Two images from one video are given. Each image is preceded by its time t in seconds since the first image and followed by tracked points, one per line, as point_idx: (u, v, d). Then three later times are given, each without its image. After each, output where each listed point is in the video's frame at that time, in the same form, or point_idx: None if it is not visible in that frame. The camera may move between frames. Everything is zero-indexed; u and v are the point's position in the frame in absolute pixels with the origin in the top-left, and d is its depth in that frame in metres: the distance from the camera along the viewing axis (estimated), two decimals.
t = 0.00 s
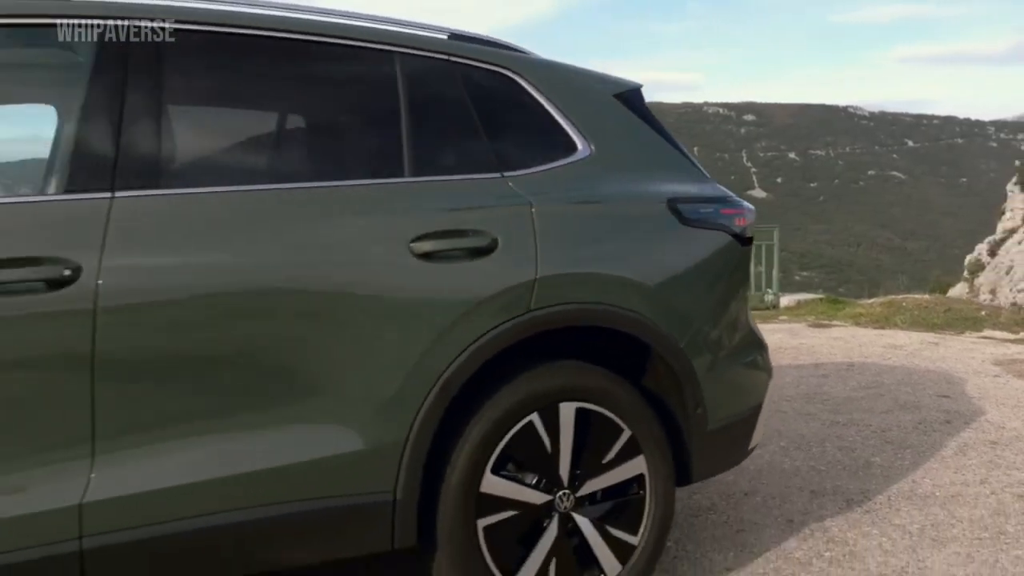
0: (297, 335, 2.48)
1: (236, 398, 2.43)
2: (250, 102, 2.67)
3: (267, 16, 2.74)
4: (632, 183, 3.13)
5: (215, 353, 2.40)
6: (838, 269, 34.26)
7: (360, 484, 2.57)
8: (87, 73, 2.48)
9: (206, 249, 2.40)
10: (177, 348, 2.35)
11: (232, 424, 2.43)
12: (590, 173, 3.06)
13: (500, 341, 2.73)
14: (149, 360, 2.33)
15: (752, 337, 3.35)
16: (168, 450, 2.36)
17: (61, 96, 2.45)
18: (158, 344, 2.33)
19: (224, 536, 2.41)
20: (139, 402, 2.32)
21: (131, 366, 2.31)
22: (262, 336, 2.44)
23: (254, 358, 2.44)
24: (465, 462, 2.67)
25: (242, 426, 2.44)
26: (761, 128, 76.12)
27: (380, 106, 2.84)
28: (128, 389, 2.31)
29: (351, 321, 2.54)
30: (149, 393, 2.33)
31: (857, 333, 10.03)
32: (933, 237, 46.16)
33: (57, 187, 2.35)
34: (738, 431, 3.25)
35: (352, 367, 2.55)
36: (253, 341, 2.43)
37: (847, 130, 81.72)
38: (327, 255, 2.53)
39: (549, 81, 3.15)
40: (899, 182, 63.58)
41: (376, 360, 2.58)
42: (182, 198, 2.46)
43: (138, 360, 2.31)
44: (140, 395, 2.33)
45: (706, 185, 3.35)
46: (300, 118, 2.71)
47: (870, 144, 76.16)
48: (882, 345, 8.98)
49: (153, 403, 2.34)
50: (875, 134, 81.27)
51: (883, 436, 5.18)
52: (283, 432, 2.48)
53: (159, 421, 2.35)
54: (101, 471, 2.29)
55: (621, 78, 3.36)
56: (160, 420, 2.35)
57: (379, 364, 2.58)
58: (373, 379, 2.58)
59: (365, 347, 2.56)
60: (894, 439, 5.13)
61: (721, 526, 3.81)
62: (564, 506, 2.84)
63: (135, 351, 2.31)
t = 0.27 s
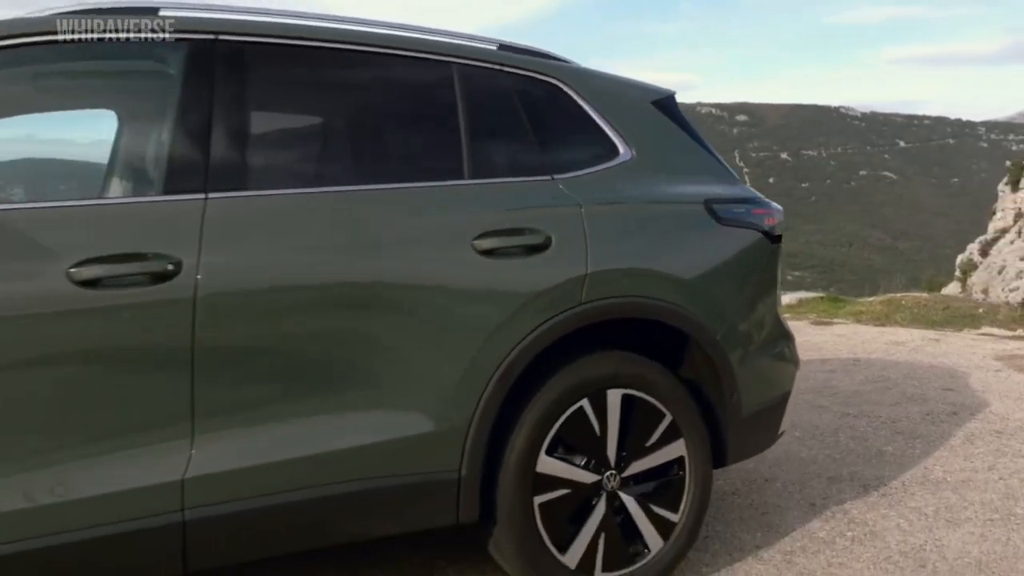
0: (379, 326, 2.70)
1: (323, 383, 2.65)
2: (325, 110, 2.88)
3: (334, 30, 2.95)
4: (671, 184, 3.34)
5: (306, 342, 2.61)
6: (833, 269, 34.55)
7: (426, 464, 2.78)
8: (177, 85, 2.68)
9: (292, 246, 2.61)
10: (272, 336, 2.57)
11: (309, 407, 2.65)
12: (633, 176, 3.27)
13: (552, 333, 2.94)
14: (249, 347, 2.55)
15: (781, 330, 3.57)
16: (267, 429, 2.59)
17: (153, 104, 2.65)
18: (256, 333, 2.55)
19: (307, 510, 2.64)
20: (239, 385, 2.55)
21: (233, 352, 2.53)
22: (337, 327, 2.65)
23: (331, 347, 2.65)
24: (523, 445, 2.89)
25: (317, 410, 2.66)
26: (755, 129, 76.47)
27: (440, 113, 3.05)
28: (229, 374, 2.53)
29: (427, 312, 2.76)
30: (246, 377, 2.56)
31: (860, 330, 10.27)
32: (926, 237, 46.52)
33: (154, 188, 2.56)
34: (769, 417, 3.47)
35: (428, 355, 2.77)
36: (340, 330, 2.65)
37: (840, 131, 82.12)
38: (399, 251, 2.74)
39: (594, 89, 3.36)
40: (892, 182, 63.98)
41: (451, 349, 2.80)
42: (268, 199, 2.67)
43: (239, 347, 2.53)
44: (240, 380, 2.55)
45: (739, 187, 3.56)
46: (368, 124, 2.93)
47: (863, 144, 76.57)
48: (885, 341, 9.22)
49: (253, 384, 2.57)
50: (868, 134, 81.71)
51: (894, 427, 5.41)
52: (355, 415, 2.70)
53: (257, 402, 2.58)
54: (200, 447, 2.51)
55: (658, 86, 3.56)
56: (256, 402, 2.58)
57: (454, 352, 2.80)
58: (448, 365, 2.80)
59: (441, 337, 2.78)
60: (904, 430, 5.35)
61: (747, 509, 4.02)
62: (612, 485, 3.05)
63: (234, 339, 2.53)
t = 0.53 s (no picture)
0: (408, 322, 2.87)
1: (359, 376, 2.83)
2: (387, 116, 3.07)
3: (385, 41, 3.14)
4: (705, 186, 3.55)
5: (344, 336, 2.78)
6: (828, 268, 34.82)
7: (485, 446, 3.00)
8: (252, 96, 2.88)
9: (364, 244, 2.83)
10: (302, 331, 2.72)
11: (370, 395, 2.85)
12: (669, 177, 3.48)
13: (598, 324, 3.15)
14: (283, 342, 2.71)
15: (806, 323, 3.78)
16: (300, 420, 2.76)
17: (235, 113, 2.85)
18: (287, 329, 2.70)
19: (373, 489, 2.85)
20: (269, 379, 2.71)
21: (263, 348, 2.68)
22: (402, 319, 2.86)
23: (392, 339, 2.85)
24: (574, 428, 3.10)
25: (382, 396, 2.86)
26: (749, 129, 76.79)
27: (492, 117, 3.25)
28: (258, 368, 2.69)
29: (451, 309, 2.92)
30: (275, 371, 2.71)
31: (862, 328, 10.51)
32: (920, 237, 46.85)
33: (238, 191, 2.78)
34: (795, 405, 3.68)
35: (461, 349, 2.95)
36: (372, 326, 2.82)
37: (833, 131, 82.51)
38: (459, 248, 2.96)
39: (630, 95, 3.56)
40: (885, 182, 64.35)
41: (477, 343, 2.97)
42: (338, 199, 2.88)
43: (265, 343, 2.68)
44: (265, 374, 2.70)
45: (765, 189, 3.77)
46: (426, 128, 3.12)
47: (856, 144, 76.97)
48: (888, 338, 9.45)
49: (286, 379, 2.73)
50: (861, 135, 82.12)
51: (902, 419, 5.63)
52: (416, 402, 2.91)
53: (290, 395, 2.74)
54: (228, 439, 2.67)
55: (688, 93, 3.76)
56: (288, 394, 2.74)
57: (482, 347, 2.98)
58: (478, 359, 2.98)
59: (463, 333, 2.95)
60: (912, 421, 5.58)
61: (769, 493, 4.24)
62: (652, 468, 3.25)
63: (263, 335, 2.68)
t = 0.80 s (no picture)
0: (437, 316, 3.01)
1: (391, 368, 2.97)
2: (430, 121, 3.24)
3: (427, 50, 3.31)
4: (729, 186, 3.73)
5: (375, 331, 2.93)
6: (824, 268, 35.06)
7: (528, 430, 3.18)
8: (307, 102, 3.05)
9: (414, 242, 3.00)
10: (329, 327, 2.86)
11: (412, 384, 3.01)
12: (694, 177, 3.66)
13: (633, 316, 3.33)
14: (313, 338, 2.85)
15: (824, 318, 3.96)
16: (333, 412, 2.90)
17: (291, 115, 3.01)
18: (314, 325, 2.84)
19: (424, 472, 3.03)
20: (301, 372, 2.85)
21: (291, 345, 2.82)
22: (450, 311, 3.03)
23: (433, 331, 3.01)
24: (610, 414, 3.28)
25: (427, 383, 3.03)
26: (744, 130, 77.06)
27: (529, 122, 3.43)
28: (284, 363, 2.82)
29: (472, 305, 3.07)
30: (303, 365, 2.85)
31: (862, 325, 10.71)
32: (914, 237, 47.15)
33: (296, 191, 2.95)
34: (813, 396, 3.87)
35: (491, 341, 3.11)
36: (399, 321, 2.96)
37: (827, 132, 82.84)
38: (501, 245, 3.14)
39: (658, 100, 3.73)
40: (879, 182, 64.67)
41: (504, 336, 3.13)
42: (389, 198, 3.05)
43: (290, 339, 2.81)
44: (291, 368, 2.83)
45: (785, 189, 3.94)
46: (467, 131, 3.30)
47: (850, 144, 77.31)
48: (889, 335, 9.65)
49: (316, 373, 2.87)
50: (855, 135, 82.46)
51: (908, 412, 5.82)
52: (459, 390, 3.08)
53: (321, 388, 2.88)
54: (254, 432, 2.80)
55: (711, 98, 3.93)
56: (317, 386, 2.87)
57: (512, 339, 3.14)
58: (507, 350, 3.14)
59: (485, 327, 3.09)
60: (918, 414, 5.77)
61: (785, 481, 4.42)
62: (680, 455, 3.43)
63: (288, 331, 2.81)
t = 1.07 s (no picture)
0: (464, 311, 3.16)
1: (425, 362, 3.11)
2: (471, 126, 3.42)
3: (470, 58, 3.50)
4: (753, 187, 3.92)
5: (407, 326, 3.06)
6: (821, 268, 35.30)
7: (570, 417, 3.37)
8: (364, 109, 3.24)
9: (461, 240, 3.19)
10: (360, 323, 2.99)
11: (446, 375, 3.15)
12: (719, 179, 3.85)
13: (667, 309, 3.53)
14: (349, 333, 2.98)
15: (844, 313, 4.15)
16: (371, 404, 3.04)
17: (343, 121, 3.19)
18: (346, 321, 2.97)
19: (474, 457, 3.20)
20: (339, 367, 2.99)
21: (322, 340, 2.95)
22: (499, 306, 3.22)
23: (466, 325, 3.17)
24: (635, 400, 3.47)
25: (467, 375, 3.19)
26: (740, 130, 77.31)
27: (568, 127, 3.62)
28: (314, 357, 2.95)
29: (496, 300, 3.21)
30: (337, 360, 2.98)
31: (865, 323, 10.91)
32: (910, 237, 47.42)
33: (353, 189, 3.13)
34: (832, 386, 4.06)
35: (520, 333, 3.26)
36: (430, 316, 3.11)
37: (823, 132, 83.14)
38: (544, 242, 3.33)
39: (684, 106, 3.92)
40: (875, 183, 64.97)
41: (530, 329, 3.28)
42: (441, 200, 3.24)
43: (322, 335, 2.95)
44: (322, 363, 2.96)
45: (805, 189, 4.13)
46: (509, 135, 3.49)
47: (846, 145, 77.62)
48: (892, 333, 9.86)
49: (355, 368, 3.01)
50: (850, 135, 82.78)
51: (916, 405, 6.02)
52: (493, 379, 3.24)
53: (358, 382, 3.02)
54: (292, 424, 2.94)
55: (734, 103, 4.12)
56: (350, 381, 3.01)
57: (541, 331, 3.30)
58: (534, 343, 3.30)
59: (512, 321, 3.25)
60: (926, 407, 5.97)
61: (802, 469, 4.61)
62: (710, 442, 3.61)
63: (316, 328, 2.94)
